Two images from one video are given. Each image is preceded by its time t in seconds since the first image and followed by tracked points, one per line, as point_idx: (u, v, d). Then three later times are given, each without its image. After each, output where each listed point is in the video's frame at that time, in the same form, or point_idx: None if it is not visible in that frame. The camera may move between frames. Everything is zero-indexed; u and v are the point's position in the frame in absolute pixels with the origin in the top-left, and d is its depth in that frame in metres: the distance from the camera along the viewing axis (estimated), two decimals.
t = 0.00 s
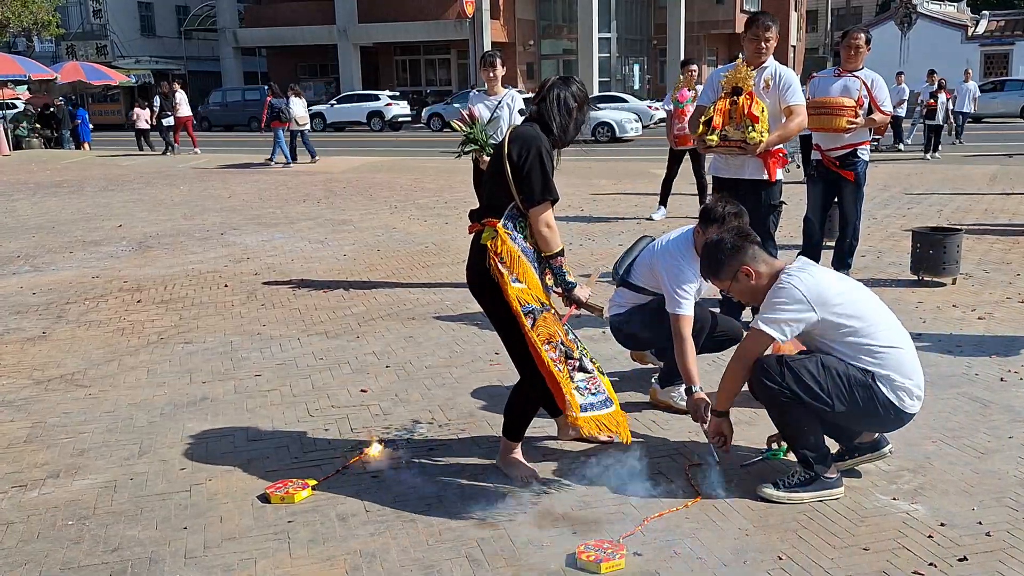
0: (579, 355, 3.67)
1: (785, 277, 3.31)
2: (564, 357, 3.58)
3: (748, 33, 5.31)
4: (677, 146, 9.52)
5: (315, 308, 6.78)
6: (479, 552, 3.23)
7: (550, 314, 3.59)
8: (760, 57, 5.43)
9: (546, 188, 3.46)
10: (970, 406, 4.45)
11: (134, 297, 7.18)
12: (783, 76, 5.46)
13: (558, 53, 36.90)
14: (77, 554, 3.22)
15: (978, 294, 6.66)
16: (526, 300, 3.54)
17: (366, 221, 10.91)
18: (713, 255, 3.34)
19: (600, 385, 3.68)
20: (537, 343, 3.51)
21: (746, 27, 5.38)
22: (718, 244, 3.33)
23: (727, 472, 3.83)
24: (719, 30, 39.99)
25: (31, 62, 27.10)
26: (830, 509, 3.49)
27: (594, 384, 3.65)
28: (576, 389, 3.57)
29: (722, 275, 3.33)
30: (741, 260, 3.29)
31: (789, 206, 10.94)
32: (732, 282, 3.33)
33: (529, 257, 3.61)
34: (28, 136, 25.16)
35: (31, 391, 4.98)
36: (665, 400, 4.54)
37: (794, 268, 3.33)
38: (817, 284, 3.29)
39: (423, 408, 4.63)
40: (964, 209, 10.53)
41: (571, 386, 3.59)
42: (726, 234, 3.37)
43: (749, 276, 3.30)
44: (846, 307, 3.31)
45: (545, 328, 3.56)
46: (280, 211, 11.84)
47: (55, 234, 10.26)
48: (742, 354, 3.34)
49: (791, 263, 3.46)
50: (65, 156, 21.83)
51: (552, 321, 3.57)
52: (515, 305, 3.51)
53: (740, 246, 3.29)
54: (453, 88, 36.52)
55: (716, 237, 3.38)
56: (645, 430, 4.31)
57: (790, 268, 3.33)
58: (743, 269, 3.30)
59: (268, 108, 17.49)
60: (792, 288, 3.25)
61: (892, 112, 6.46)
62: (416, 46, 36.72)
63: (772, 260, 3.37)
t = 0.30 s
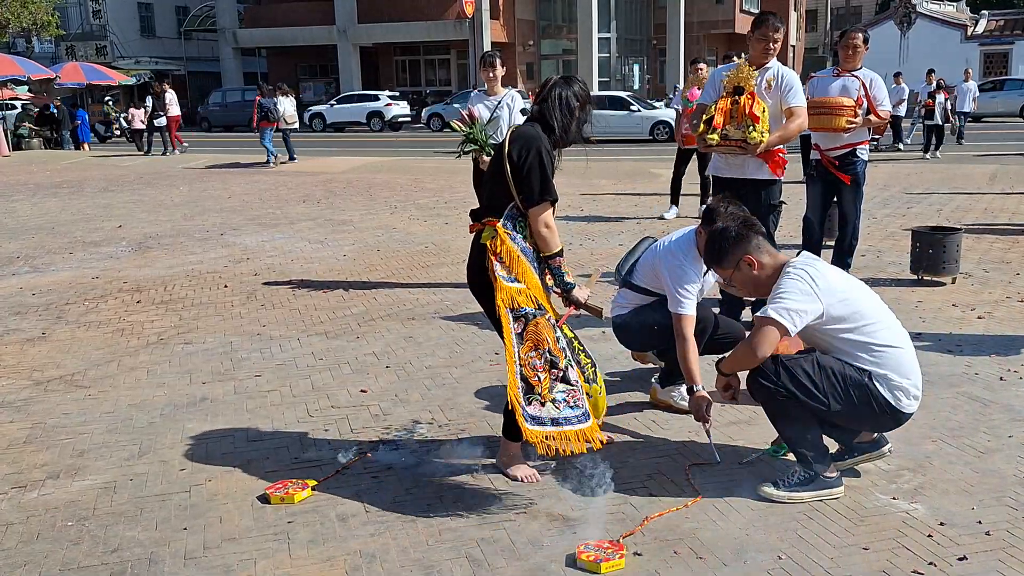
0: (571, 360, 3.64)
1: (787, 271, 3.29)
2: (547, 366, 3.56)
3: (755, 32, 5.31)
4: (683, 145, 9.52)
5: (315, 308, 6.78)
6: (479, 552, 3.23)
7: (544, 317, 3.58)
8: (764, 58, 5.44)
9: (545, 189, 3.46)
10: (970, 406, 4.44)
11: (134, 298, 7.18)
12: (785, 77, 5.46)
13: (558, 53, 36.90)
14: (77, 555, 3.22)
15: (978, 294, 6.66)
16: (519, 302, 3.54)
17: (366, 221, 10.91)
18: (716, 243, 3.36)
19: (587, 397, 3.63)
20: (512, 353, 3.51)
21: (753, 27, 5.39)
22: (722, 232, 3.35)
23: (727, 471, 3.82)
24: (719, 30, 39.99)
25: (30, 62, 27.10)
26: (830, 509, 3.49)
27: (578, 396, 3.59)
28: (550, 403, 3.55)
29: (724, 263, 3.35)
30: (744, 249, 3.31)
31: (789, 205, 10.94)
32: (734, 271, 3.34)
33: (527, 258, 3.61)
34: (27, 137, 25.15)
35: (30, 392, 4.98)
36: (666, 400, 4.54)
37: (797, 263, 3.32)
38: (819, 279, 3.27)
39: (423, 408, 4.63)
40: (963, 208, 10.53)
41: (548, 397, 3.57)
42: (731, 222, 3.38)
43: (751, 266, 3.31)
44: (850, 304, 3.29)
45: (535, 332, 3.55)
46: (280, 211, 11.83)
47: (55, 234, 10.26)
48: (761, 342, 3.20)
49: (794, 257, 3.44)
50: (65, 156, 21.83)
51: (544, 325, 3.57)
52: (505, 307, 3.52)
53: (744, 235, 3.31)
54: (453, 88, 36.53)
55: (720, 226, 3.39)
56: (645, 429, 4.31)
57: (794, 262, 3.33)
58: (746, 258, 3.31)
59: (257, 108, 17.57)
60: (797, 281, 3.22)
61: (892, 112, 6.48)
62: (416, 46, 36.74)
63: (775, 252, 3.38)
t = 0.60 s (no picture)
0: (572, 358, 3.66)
1: (787, 266, 3.28)
2: (553, 363, 3.59)
3: (758, 33, 5.32)
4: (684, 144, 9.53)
5: (315, 309, 6.77)
6: (480, 553, 3.23)
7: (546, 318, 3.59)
8: (767, 58, 5.45)
9: (547, 189, 3.46)
10: (970, 406, 4.44)
11: (135, 299, 7.17)
12: (787, 77, 5.46)
13: (558, 54, 36.89)
14: (77, 556, 3.22)
15: (978, 294, 6.66)
16: (521, 301, 3.54)
17: (366, 221, 10.91)
18: (714, 240, 3.33)
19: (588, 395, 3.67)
20: (519, 351, 3.49)
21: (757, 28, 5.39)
22: (720, 229, 3.32)
23: (728, 473, 3.81)
24: (719, 30, 40.00)
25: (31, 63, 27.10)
26: (830, 509, 3.49)
27: (581, 394, 3.64)
28: (557, 400, 3.58)
29: (723, 260, 3.33)
30: (741, 246, 3.27)
31: (790, 206, 10.94)
32: (733, 267, 3.32)
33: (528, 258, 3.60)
34: (28, 138, 25.16)
35: (31, 392, 4.99)
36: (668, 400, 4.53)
37: (797, 257, 3.30)
38: (820, 272, 3.26)
39: (424, 408, 4.63)
40: (963, 208, 10.54)
41: (555, 393, 3.59)
42: (729, 219, 3.35)
43: (750, 263, 3.28)
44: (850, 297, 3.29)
45: (538, 332, 3.55)
46: (281, 212, 11.83)
47: (55, 236, 10.26)
48: (775, 334, 3.16)
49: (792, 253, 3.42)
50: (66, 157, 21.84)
51: (547, 325, 3.58)
52: (506, 306, 3.51)
53: (741, 233, 3.28)
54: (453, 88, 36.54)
55: (718, 223, 3.36)
56: (645, 430, 4.31)
57: (794, 258, 3.30)
58: (744, 255, 3.28)
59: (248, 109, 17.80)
60: (798, 277, 3.21)
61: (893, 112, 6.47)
62: (416, 47, 36.76)
63: (774, 250, 3.36)
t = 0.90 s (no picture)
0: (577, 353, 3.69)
1: (807, 193, 3.24)
2: (565, 355, 3.60)
3: (760, 34, 5.35)
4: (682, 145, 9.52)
5: (315, 310, 6.76)
6: (480, 555, 3.22)
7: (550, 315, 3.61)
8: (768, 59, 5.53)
9: (545, 188, 3.45)
10: (970, 407, 4.44)
11: (134, 300, 7.16)
12: (789, 78, 5.53)
13: (558, 54, 36.88)
14: (77, 558, 3.21)
15: (978, 295, 6.65)
16: (525, 300, 3.53)
17: (366, 222, 10.91)
18: (733, 183, 3.34)
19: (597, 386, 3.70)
20: (538, 343, 3.48)
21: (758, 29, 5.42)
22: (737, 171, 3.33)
23: (728, 474, 3.80)
24: (718, 31, 40.00)
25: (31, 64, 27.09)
26: (831, 510, 3.49)
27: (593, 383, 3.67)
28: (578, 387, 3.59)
29: (740, 202, 3.34)
30: (757, 184, 3.29)
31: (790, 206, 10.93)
32: (750, 208, 3.33)
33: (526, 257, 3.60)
34: (27, 139, 25.13)
35: (31, 394, 4.98)
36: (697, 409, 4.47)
37: (818, 184, 3.27)
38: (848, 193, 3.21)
39: (423, 409, 4.62)
40: (963, 208, 10.53)
41: (574, 381, 3.60)
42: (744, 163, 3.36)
43: (768, 201, 3.28)
44: (882, 213, 3.25)
45: (546, 327, 3.56)
46: (280, 213, 11.82)
47: (55, 237, 10.24)
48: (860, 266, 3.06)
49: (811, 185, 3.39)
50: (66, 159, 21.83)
51: (551, 322, 3.59)
52: (513, 303, 3.49)
53: (756, 170, 3.31)
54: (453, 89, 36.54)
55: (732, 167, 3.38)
56: (646, 430, 4.31)
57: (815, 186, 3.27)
58: (761, 194, 3.29)
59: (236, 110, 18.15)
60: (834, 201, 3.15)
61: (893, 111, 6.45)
62: (416, 48, 36.78)
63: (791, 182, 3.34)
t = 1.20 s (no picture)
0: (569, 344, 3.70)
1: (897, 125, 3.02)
2: (552, 353, 3.60)
3: (759, 35, 5.35)
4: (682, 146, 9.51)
5: (315, 311, 6.77)
6: (481, 556, 3.22)
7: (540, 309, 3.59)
8: (768, 61, 5.53)
9: (513, 176, 3.34)
10: (972, 409, 4.43)
11: (135, 301, 7.16)
12: (791, 80, 5.52)
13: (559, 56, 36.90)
14: (77, 559, 3.21)
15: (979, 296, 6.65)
16: (513, 296, 3.53)
17: (366, 223, 10.92)
18: (823, 85, 3.15)
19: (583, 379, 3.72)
20: (525, 343, 3.49)
21: (757, 30, 5.43)
22: (833, 75, 3.13)
23: (728, 476, 3.81)
24: (718, 33, 40.03)
25: (31, 65, 27.10)
26: (832, 512, 3.48)
27: (579, 379, 3.69)
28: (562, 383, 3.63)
29: (825, 111, 3.16)
30: (847, 95, 3.10)
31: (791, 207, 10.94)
32: (834, 119, 3.15)
33: (511, 249, 3.53)
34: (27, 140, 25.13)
35: (31, 395, 4.98)
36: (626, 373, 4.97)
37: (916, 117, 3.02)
38: (945, 139, 2.93)
39: (423, 410, 4.62)
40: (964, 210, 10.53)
41: (559, 379, 3.62)
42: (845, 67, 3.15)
43: (854, 114, 3.10)
44: (969, 175, 2.97)
45: (536, 324, 3.56)
46: (281, 213, 11.84)
47: (55, 237, 10.25)
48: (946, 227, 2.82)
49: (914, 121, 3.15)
50: (66, 159, 21.83)
51: (541, 317, 3.59)
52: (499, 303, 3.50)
53: (853, 80, 3.10)
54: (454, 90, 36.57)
55: (830, 69, 3.18)
56: (646, 432, 4.31)
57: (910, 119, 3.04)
58: (847, 105, 3.10)
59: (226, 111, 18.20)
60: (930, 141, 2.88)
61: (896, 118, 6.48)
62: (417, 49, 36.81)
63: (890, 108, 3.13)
